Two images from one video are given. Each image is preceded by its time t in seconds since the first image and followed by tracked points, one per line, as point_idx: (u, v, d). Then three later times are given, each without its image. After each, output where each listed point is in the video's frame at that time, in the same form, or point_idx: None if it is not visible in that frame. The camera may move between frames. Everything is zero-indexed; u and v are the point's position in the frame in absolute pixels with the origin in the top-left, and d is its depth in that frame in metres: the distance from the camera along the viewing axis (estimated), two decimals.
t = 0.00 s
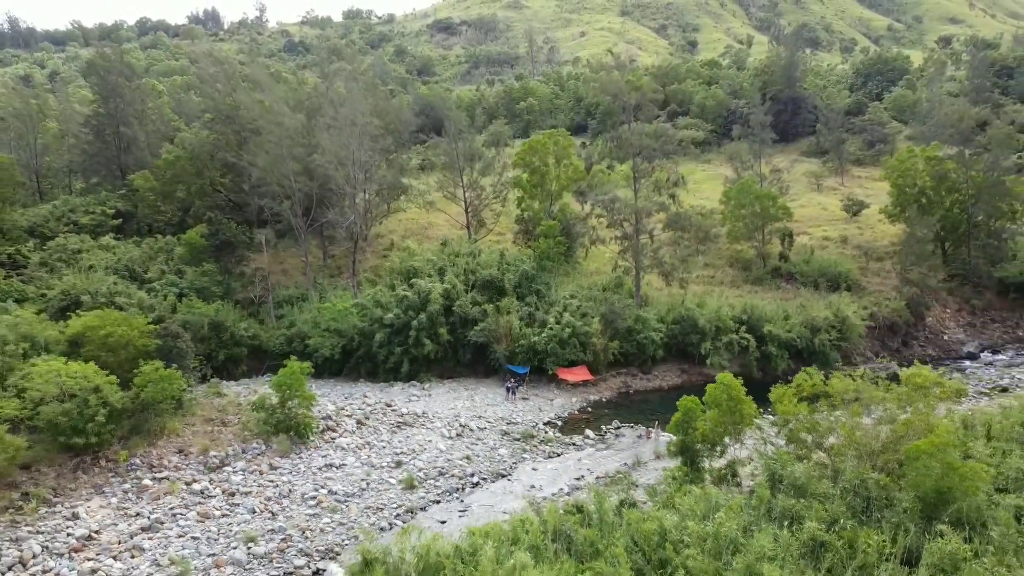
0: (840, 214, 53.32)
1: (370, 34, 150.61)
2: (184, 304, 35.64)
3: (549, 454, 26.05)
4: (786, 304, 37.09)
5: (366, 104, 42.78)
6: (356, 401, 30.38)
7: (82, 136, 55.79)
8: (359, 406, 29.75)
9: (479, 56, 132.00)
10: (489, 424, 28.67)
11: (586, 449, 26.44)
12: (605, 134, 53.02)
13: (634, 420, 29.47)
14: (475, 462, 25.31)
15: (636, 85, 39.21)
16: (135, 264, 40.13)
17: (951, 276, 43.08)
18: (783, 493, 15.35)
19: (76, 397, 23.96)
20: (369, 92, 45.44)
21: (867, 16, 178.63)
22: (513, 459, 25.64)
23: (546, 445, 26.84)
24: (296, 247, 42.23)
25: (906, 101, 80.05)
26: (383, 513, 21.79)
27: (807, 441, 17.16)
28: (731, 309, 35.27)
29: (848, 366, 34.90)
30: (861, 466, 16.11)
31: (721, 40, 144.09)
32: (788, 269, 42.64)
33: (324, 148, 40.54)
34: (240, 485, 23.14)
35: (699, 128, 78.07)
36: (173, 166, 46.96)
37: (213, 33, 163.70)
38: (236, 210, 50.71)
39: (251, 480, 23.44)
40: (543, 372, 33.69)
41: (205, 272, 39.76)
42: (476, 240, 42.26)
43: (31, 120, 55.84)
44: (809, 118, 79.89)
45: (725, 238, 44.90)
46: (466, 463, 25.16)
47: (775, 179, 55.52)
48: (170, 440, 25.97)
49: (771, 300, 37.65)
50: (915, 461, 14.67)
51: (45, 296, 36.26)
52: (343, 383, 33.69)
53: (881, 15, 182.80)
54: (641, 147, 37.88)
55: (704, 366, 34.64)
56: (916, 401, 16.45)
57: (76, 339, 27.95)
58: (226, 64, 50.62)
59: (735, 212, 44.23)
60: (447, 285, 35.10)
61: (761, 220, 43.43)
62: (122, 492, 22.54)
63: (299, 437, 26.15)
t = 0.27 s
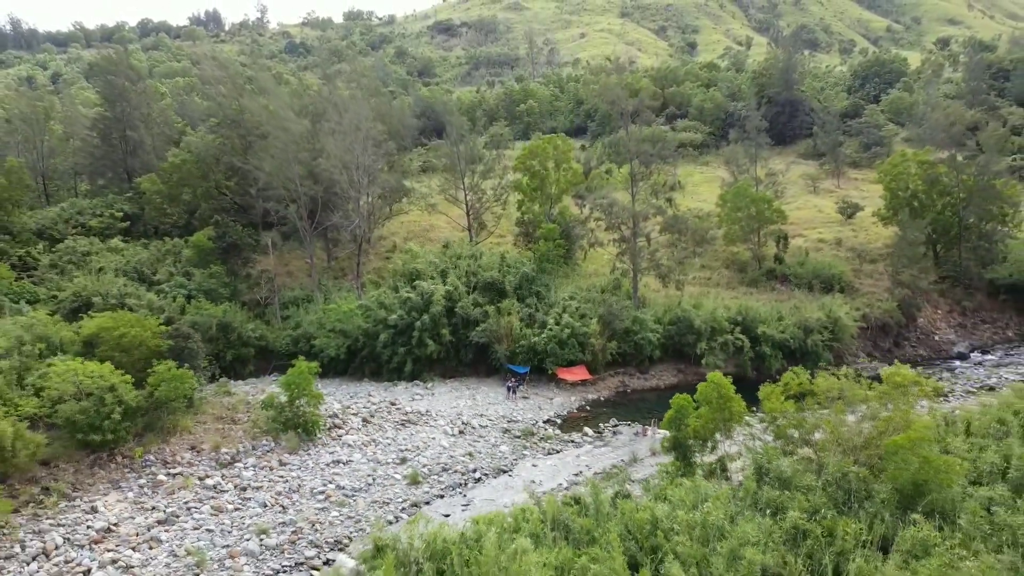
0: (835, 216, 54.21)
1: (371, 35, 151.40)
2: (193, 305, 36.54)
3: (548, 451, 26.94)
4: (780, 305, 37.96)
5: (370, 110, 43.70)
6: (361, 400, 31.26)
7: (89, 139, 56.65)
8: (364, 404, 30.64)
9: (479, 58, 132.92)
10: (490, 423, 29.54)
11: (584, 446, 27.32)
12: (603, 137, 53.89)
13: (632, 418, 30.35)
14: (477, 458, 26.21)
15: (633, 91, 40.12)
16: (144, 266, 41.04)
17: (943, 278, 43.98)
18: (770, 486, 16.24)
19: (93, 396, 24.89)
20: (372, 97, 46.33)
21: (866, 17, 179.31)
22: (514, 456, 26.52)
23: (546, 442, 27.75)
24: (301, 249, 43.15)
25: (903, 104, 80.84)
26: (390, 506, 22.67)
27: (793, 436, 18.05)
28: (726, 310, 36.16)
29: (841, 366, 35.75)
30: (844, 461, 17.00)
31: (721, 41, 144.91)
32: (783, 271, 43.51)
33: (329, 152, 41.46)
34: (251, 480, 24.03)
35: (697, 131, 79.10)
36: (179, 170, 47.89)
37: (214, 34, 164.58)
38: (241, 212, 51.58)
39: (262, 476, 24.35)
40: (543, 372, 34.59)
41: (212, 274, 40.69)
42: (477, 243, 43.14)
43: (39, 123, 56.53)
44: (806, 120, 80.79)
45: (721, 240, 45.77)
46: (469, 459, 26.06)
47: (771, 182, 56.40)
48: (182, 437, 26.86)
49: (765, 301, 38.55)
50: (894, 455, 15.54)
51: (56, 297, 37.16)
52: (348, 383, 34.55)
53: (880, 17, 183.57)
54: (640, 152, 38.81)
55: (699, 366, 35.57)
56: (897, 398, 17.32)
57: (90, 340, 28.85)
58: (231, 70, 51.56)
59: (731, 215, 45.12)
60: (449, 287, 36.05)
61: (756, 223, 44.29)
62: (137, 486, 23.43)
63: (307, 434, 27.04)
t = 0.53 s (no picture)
0: (830, 219, 55.10)
1: (372, 37, 152.05)
2: (201, 307, 37.46)
3: (548, 448, 27.85)
4: (774, 306, 38.87)
5: (373, 115, 44.63)
6: (366, 398, 32.18)
7: (96, 142, 57.56)
8: (369, 403, 31.56)
9: (479, 59, 133.83)
10: (492, 421, 30.46)
11: (583, 443, 28.23)
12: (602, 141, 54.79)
13: (629, 417, 31.25)
14: (479, 455, 27.12)
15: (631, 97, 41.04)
16: (152, 268, 41.93)
17: (935, 280, 44.85)
18: (758, 480, 17.15)
19: (109, 394, 25.86)
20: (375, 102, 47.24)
21: (866, 18, 179.94)
22: (515, 453, 27.44)
23: (546, 440, 28.65)
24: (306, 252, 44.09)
25: (900, 106, 81.62)
26: (395, 500, 23.59)
27: (781, 433, 18.96)
28: (721, 312, 37.09)
29: (834, 366, 36.63)
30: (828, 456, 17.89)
31: (720, 42, 145.80)
32: (778, 273, 44.41)
33: (333, 157, 42.38)
34: (262, 476, 24.96)
35: (695, 133, 80.75)
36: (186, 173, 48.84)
37: (216, 35, 165.59)
38: (246, 215, 52.50)
39: (272, 471, 25.27)
40: (543, 372, 35.51)
41: (219, 276, 41.60)
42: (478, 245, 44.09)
43: (47, 127, 57.42)
44: (803, 123, 81.67)
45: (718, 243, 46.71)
46: (471, 456, 26.98)
47: (768, 185, 57.33)
48: (194, 434, 27.80)
49: (759, 303, 39.45)
50: (875, 450, 16.42)
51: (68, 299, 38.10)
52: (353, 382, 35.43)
53: (879, 17, 184.24)
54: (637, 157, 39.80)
55: (695, 366, 36.55)
56: (879, 397, 18.22)
57: (104, 340, 29.84)
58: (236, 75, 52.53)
59: (727, 218, 46.05)
60: (452, 288, 36.97)
61: (752, 226, 45.22)
62: (152, 482, 24.37)
63: (314, 432, 27.96)
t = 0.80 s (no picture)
0: (826, 221, 56.02)
1: (373, 38, 152.70)
2: (209, 308, 38.35)
3: (548, 445, 28.75)
4: (768, 307, 39.77)
5: (377, 120, 45.55)
6: (371, 397, 33.08)
7: (103, 145, 58.40)
8: (373, 402, 32.45)
9: (480, 61, 134.72)
10: (493, 419, 31.37)
11: (581, 440, 29.13)
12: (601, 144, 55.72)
13: (627, 415, 32.16)
14: (481, 452, 28.03)
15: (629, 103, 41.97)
16: (160, 269, 42.82)
17: (927, 281, 45.77)
18: (746, 474, 18.05)
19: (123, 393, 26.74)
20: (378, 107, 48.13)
21: (865, 19, 180.73)
22: (516, 450, 28.35)
23: (546, 437, 29.55)
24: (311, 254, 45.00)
25: (896, 109, 82.45)
26: (401, 496, 24.50)
27: (770, 430, 19.85)
28: (717, 313, 37.98)
29: (827, 366, 37.53)
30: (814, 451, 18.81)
31: (719, 44, 146.65)
32: (773, 275, 45.34)
33: (337, 161, 43.30)
34: (271, 472, 25.87)
35: (694, 136, 81.69)
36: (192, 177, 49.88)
37: (218, 36, 166.45)
38: (251, 217, 53.40)
39: (281, 468, 26.18)
40: (543, 371, 36.42)
41: (226, 278, 42.51)
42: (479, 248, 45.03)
43: (54, 130, 58.23)
44: (801, 125, 82.60)
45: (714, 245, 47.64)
46: (473, 453, 27.89)
47: (764, 188, 58.30)
48: (205, 432, 28.69)
49: (754, 304, 40.35)
50: (858, 446, 17.31)
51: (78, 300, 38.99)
52: (357, 382, 36.32)
53: (877, 19, 185.02)
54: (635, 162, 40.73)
55: (691, 366, 37.45)
56: (863, 395, 19.13)
57: (117, 340, 30.75)
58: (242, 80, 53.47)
59: (723, 221, 46.97)
60: (454, 290, 37.90)
61: (748, 228, 46.13)
62: (166, 477, 25.26)
63: (321, 430, 28.86)
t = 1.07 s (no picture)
0: (821, 223, 56.92)
1: (373, 39, 153.34)
2: (217, 309, 39.25)
3: (548, 442, 29.65)
4: (763, 308, 40.67)
5: (380, 125, 46.43)
6: (375, 396, 33.98)
7: (109, 148, 59.20)
8: (378, 400, 33.36)
9: (480, 62, 135.58)
10: (494, 417, 32.28)
11: (580, 437, 30.04)
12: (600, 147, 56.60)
13: (624, 413, 33.09)
14: (482, 449, 28.93)
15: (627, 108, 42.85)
16: (168, 271, 43.73)
17: (919, 283, 46.68)
18: (736, 468, 18.97)
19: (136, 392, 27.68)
20: (381, 112, 49.00)
21: (864, 20, 181.44)
22: (517, 447, 29.26)
23: (545, 434, 30.47)
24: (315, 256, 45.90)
25: (893, 111, 83.19)
26: (406, 490, 25.40)
27: (760, 426, 20.73)
28: (713, 314, 38.87)
29: (820, 366, 38.44)
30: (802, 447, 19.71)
31: (719, 45, 147.46)
32: (769, 276, 46.24)
33: (341, 165, 44.19)
34: (280, 468, 26.77)
35: (692, 138, 82.57)
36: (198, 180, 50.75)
37: (219, 37, 167.28)
38: (256, 219, 54.27)
39: (290, 464, 27.08)
40: (543, 371, 37.33)
41: (233, 279, 43.39)
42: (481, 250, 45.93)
43: (60, 133, 59.03)
44: (798, 127, 83.46)
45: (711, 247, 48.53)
46: (475, 450, 28.80)
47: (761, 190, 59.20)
48: (215, 430, 29.60)
49: (750, 305, 41.25)
50: (842, 442, 18.19)
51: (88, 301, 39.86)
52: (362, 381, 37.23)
53: (876, 20, 185.79)
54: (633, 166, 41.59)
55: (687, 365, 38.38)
56: (848, 394, 20.02)
57: (129, 341, 31.65)
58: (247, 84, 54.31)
59: (720, 224, 47.85)
60: (456, 292, 38.80)
61: (744, 231, 46.98)
62: (179, 473, 26.17)
63: (328, 427, 29.79)
